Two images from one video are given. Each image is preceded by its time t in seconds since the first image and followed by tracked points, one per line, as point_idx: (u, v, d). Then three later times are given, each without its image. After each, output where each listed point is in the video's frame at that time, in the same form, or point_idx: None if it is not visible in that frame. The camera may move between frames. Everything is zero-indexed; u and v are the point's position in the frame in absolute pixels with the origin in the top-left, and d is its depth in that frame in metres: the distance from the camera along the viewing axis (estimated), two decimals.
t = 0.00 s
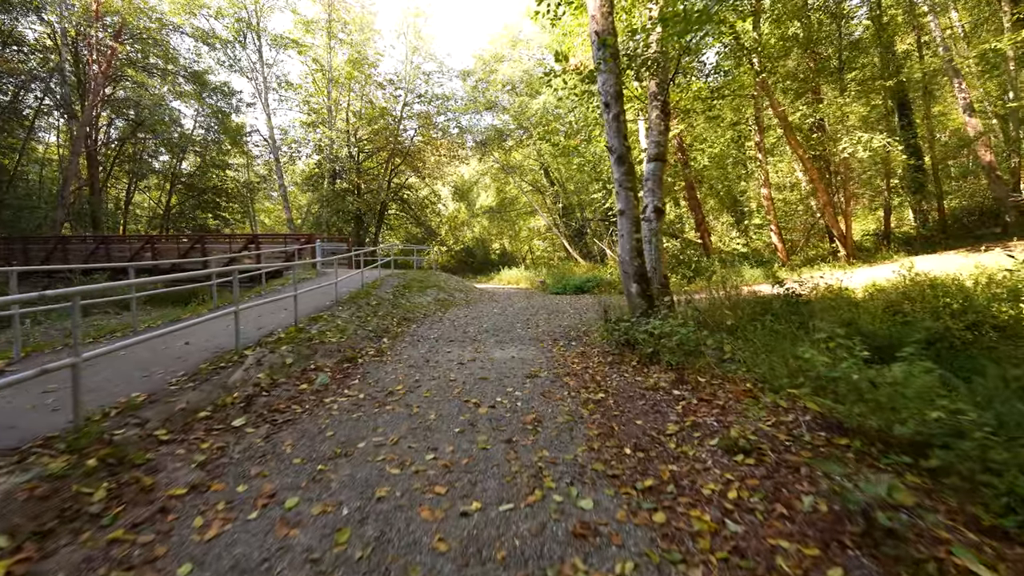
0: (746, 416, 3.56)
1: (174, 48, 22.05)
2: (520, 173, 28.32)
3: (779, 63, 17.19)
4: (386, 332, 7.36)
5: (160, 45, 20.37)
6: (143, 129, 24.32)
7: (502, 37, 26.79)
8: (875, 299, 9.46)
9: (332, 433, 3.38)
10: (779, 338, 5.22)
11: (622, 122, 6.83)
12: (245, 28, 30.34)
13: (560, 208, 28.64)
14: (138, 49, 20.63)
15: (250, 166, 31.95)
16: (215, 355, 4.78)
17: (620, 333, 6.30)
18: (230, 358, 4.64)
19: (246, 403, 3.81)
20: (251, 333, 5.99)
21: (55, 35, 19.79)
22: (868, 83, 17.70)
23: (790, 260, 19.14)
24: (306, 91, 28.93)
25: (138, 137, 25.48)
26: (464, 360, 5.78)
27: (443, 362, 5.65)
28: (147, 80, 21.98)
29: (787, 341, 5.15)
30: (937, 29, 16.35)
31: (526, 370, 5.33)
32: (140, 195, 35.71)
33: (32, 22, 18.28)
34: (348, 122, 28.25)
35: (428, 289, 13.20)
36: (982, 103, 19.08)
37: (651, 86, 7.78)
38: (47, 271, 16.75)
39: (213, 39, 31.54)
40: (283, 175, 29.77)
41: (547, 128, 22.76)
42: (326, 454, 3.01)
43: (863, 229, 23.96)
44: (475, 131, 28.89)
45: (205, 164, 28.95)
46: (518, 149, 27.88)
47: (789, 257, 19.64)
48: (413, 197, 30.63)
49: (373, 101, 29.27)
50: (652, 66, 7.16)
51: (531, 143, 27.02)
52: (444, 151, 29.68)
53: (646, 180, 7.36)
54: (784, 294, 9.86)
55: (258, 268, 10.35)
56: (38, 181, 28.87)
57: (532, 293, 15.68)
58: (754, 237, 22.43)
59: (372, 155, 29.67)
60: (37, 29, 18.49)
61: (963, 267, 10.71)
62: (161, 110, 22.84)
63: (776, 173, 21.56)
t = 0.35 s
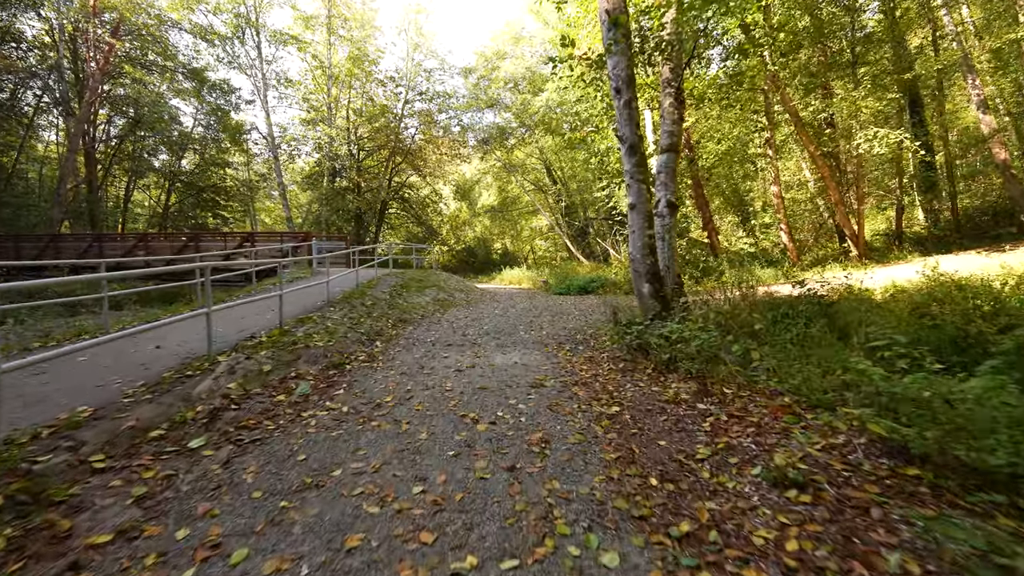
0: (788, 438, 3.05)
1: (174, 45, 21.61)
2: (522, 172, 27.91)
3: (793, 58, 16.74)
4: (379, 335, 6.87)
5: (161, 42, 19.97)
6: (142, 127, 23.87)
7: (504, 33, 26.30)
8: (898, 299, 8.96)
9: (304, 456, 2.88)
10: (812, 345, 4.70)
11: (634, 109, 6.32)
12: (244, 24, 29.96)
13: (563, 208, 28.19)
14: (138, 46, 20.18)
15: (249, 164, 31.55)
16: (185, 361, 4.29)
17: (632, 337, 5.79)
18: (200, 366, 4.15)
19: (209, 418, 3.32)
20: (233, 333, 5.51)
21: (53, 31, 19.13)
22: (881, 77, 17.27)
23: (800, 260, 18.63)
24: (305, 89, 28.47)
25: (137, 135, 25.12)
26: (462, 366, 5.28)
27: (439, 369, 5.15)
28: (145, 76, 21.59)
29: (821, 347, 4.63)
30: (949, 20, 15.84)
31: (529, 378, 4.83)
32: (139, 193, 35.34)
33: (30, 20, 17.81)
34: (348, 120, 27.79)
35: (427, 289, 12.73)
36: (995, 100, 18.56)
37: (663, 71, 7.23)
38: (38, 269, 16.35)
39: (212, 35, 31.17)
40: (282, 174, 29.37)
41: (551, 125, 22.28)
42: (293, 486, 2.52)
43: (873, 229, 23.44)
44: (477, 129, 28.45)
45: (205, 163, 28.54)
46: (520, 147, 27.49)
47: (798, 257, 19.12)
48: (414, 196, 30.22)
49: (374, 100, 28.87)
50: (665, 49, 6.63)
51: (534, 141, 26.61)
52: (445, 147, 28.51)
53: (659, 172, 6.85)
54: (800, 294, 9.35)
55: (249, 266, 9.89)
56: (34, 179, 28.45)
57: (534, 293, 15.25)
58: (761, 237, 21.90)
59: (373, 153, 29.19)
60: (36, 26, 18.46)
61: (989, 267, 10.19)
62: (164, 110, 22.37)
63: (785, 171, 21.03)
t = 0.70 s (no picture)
0: (848, 485, 2.53)
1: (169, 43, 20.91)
2: (521, 171, 27.48)
3: (802, 53, 16.05)
4: (369, 344, 6.34)
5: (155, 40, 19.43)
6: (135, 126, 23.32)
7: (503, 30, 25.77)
8: (920, 302, 8.48)
9: (262, 509, 2.36)
10: (851, 360, 4.17)
11: (645, 99, 5.81)
12: (239, 21, 29.37)
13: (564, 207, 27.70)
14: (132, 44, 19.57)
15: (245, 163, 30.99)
16: (140, 381, 3.78)
17: (645, 349, 5.27)
18: (156, 388, 3.62)
19: (155, 456, 2.79)
20: (203, 345, 4.99)
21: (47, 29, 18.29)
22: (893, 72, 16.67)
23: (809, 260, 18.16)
24: (302, 86, 27.91)
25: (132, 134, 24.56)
26: (457, 382, 4.74)
27: (432, 385, 4.62)
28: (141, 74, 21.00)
29: (863, 364, 4.09)
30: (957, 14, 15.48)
31: (532, 397, 4.30)
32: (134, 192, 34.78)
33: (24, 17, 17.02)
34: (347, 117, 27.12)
35: (424, 291, 12.23)
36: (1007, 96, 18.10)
37: (676, 60, 6.70)
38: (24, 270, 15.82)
39: (206, 32, 30.57)
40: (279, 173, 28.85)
41: (552, 123, 21.78)
42: (241, 556, 2.01)
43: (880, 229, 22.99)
44: (477, 128, 27.95)
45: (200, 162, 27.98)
46: (521, 146, 27.03)
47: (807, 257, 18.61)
48: (413, 196, 29.75)
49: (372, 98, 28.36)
50: (679, 34, 6.11)
51: (534, 140, 26.14)
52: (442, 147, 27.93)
53: (672, 168, 6.33)
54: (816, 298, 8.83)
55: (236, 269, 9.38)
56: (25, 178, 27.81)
57: (535, 295, 14.76)
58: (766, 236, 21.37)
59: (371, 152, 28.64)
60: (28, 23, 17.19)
61: (1013, 267, 9.70)
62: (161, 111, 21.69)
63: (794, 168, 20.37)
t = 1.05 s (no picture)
0: (932, 549, 2.02)
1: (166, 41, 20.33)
2: (521, 171, 27.03)
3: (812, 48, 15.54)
4: (356, 354, 5.81)
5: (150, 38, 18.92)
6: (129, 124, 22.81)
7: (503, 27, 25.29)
8: (944, 306, 7.99)
9: None
10: (900, 378, 3.64)
11: (658, 85, 5.32)
12: (234, 17, 28.80)
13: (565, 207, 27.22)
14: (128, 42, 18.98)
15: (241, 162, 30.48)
16: (81, 403, 3.26)
17: (659, 362, 4.75)
18: (96, 414, 3.10)
19: (74, 507, 2.27)
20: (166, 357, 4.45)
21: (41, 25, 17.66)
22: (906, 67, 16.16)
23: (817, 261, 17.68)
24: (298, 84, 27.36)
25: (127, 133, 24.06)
26: (450, 400, 4.21)
27: (422, 405, 4.09)
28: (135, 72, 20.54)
29: (913, 382, 3.57)
30: (968, 9, 15.03)
31: (534, 420, 3.76)
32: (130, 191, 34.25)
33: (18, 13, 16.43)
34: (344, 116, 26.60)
35: (420, 294, 11.72)
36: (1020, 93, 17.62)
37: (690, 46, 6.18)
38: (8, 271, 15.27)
39: (201, 28, 30.02)
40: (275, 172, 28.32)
41: (553, 121, 21.24)
42: None
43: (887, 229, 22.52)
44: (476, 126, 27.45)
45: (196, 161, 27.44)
46: (521, 146, 26.57)
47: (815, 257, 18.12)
48: (412, 196, 29.29)
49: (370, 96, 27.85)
50: (694, 15, 5.60)
51: (534, 140, 25.69)
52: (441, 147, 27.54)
53: (686, 162, 5.81)
54: (833, 301, 8.35)
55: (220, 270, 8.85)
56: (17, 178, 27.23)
57: (536, 298, 14.26)
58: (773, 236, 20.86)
59: (369, 151, 28.14)
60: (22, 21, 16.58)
61: None
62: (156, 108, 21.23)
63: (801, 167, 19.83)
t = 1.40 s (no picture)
0: None
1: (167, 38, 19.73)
2: (524, 170, 26.59)
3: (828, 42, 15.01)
4: (346, 361, 5.33)
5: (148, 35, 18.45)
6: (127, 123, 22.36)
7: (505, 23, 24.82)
8: (974, 309, 7.50)
9: None
10: (965, 394, 3.16)
11: (678, 68, 4.84)
12: (232, 14, 28.31)
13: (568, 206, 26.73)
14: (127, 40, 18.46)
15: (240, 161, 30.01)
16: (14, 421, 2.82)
17: (681, 373, 4.25)
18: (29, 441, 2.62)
19: None
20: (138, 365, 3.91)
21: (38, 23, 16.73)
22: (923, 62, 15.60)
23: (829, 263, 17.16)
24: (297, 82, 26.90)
25: (126, 132, 23.63)
26: (447, 418, 3.70)
27: (415, 423, 3.61)
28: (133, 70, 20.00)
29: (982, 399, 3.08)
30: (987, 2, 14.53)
31: (544, 443, 3.27)
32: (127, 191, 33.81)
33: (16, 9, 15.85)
34: (344, 114, 26.15)
35: (418, 295, 11.25)
36: None
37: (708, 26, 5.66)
38: None
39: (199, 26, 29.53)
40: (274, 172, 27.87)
41: (558, 119, 20.71)
42: None
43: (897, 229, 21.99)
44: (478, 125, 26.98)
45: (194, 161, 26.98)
46: (523, 145, 26.13)
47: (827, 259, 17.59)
48: (412, 195, 28.84)
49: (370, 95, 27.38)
50: None
51: (536, 139, 25.24)
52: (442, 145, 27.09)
53: (706, 153, 5.34)
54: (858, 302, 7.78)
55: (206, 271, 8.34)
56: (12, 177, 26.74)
57: (539, 299, 13.77)
58: (781, 237, 20.37)
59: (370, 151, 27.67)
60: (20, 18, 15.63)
61: None
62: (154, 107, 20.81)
63: (811, 166, 19.33)
